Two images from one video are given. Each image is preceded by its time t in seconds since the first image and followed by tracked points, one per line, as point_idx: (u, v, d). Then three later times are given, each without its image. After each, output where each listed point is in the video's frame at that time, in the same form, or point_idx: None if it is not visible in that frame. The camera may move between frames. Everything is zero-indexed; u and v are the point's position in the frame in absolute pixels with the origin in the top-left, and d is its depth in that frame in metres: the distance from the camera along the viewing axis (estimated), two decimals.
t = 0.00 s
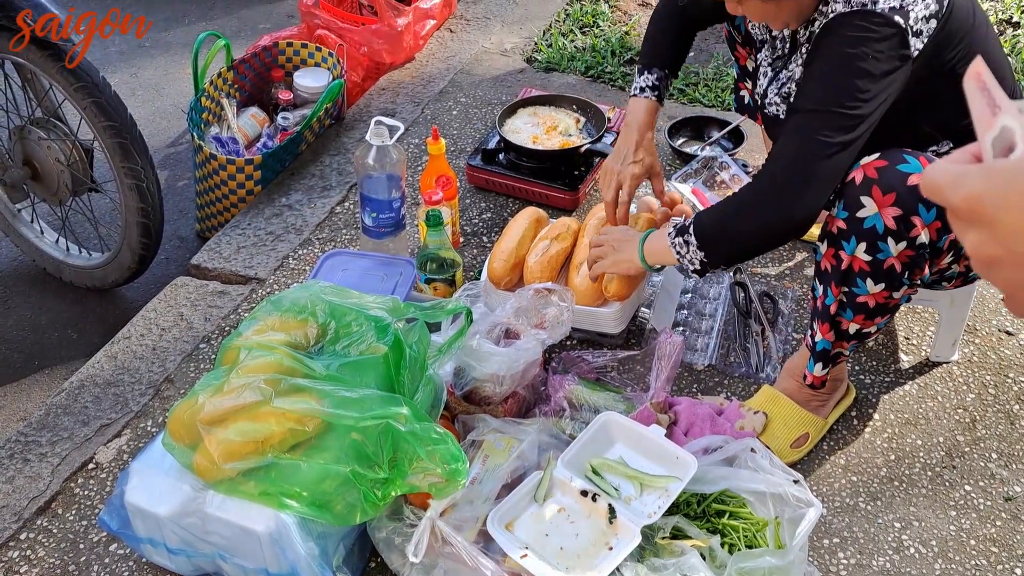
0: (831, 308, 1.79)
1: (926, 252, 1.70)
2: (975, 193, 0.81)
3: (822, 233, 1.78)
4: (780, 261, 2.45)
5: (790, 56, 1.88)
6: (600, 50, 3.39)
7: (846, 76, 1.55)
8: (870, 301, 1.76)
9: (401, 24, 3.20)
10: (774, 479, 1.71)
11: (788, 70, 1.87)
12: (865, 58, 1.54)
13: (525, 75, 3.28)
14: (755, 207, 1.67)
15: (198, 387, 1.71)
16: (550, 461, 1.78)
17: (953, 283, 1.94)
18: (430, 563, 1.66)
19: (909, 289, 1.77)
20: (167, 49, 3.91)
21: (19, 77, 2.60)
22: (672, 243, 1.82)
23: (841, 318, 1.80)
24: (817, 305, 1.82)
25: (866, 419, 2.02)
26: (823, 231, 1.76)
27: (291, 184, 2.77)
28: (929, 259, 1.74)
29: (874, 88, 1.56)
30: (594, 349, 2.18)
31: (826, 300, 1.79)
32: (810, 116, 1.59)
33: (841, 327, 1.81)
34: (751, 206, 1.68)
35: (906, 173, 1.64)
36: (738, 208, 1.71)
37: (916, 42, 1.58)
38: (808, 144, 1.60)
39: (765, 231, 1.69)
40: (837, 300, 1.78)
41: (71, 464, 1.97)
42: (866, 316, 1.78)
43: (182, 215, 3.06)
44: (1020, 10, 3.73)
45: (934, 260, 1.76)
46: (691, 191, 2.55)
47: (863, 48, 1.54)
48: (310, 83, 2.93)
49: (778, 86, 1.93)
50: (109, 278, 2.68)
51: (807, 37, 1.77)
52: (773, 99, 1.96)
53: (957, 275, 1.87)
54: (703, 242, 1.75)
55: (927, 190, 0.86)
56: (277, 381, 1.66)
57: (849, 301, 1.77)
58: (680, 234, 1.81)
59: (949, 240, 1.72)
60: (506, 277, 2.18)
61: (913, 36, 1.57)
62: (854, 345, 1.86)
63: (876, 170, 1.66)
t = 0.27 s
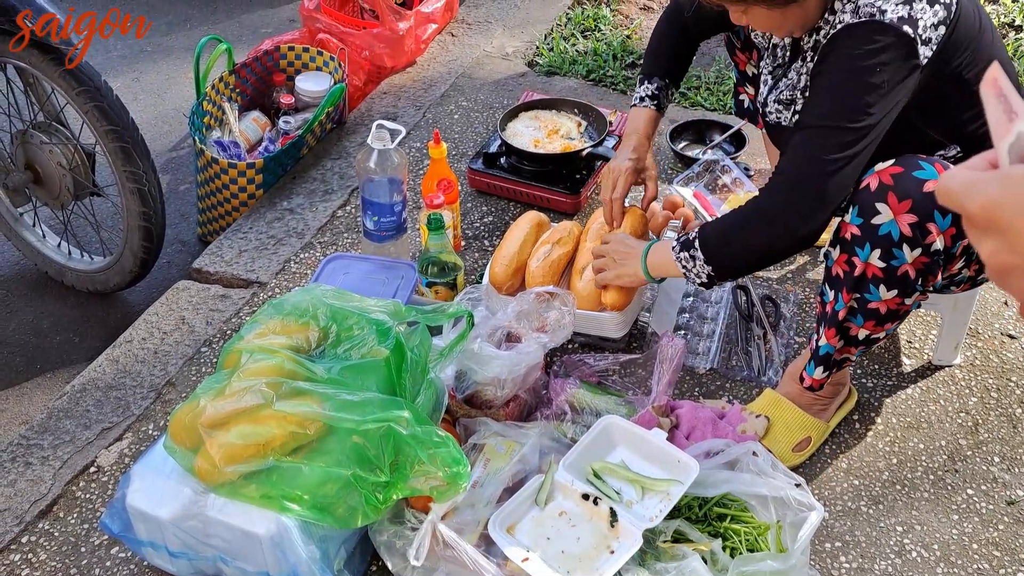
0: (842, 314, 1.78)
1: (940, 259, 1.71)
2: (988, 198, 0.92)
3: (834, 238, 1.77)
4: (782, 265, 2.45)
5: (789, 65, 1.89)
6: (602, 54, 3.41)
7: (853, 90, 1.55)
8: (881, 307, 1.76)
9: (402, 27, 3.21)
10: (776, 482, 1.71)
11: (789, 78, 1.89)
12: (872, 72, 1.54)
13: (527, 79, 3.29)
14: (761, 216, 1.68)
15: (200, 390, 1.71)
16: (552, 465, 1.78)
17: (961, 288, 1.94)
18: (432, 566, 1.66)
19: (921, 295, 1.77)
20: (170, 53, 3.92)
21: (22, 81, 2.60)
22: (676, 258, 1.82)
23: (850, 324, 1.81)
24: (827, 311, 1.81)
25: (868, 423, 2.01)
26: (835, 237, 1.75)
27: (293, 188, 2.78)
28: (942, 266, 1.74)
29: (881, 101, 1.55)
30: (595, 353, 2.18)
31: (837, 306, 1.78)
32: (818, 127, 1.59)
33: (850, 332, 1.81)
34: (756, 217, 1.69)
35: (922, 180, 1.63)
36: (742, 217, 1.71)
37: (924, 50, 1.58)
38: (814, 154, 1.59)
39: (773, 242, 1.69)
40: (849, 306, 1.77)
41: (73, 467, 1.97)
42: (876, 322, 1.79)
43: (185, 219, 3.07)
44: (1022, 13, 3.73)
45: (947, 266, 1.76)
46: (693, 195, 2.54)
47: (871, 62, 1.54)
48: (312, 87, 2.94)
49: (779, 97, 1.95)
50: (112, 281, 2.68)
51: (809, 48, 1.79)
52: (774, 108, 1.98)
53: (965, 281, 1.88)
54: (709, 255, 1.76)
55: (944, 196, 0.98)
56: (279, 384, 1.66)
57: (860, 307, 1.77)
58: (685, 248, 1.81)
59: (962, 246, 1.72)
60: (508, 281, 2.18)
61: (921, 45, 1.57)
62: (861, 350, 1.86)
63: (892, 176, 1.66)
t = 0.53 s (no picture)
0: (859, 317, 1.77)
1: (962, 264, 1.70)
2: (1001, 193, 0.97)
3: (853, 240, 1.76)
4: (789, 265, 2.44)
5: (829, 38, 1.82)
6: (607, 54, 3.41)
7: (898, 69, 1.55)
8: (900, 310, 1.75)
9: (408, 28, 3.21)
10: (782, 483, 1.71)
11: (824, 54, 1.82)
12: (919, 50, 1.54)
13: (533, 79, 3.28)
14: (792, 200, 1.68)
15: (206, 391, 1.72)
16: (557, 465, 1.78)
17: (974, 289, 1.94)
18: (438, 566, 1.66)
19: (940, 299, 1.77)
20: (177, 54, 3.93)
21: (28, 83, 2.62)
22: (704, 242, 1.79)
23: (867, 327, 1.79)
24: (843, 313, 1.80)
25: (876, 423, 2.01)
26: (855, 238, 1.74)
27: (300, 189, 2.78)
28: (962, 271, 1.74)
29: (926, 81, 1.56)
30: (601, 353, 2.18)
31: (855, 308, 1.77)
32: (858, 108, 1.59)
33: (866, 335, 1.80)
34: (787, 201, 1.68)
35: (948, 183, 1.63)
36: (772, 200, 1.71)
37: (970, 33, 1.58)
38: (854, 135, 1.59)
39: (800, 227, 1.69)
40: (867, 308, 1.76)
41: (81, 467, 1.98)
42: (893, 325, 1.78)
43: (191, 220, 3.08)
44: None
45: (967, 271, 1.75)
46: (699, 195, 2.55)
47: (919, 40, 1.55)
48: (318, 88, 2.94)
49: (813, 71, 1.86)
50: (119, 282, 2.69)
51: (848, 21, 1.73)
52: (806, 83, 1.90)
53: (979, 284, 1.88)
54: (744, 238, 1.73)
55: (960, 191, 1.03)
56: (285, 385, 1.66)
57: (877, 310, 1.76)
58: (715, 230, 1.77)
59: (982, 252, 1.72)
60: (514, 282, 2.19)
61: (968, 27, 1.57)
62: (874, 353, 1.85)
63: (917, 179, 1.65)
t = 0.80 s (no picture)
0: (877, 326, 1.77)
1: (984, 279, 1.71)
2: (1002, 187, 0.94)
3: (875, 249, 1.76)
4: (791, 266, 2.44)
5: (865, 18, 1.74)
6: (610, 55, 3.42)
7: (938, 63, 1.53)
8: (917, 321, 1.76)
9: (411, 29, 3.22)
10: (784, 484, 1.71)
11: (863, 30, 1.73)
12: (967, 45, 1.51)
13: (535, 80, 3.29)
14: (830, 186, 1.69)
15: (209, 390, 1.72)
16: (559, 466, 1.78)
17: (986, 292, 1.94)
18: (439, 567, 1.66)
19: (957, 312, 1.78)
20: (180, 54, 3.94)
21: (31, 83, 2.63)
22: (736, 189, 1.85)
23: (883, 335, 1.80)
24: (860, 321, 1.81)
25: (877, 425, 2.01)
26: (877, 248, 1.74)
27: (302, 189, 2.79)
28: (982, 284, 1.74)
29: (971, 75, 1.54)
30: (603, 354, 2.18)
31: (873, 317, 1.78)
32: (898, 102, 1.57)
33: (881, 344, 1.81)
34: (825, 185, 1.69)
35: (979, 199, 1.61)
36: (810, 178, 1.72)
37: (1012, 27, 1.60)
38: (895, 131, 1.59)
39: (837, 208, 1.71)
40: (885, 318, 1.77)
41: (82, 467, 1.98)
42: (908, 335, 1.79)
43: (193, 220, 3.08)
44: None
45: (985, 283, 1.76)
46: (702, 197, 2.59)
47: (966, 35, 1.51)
48: (321, 88, 2.94)
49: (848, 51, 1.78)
50: (121, 282, 2.70)
51: None
52: (840, 64, 1.80)
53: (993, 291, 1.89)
54: (778, 197, 1.78)
55: (956, 190, 1.00)
56: (287, 384, 1.67)
57: (894, 320, 1.77)
58: (750, 182, 1.81)
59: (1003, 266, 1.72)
60: (516, 282, 2.19)
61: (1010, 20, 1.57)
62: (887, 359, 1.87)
63: (946, 193, 1.64)
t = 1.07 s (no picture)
0: (875, 323, 1.78)
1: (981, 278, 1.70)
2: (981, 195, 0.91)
3: (874, 246, 1.77)
4: (789, 264, 2.45)
5: None
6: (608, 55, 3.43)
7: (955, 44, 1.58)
8: (914, 318, 1.77)
9: (409, 30, 3.22)
10: (782, 481, 1.71)
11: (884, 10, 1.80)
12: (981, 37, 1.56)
13: (533, 80, 3.29)
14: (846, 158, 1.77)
15: (208, 390, 1.73)
16: (558, 464, 1.78)
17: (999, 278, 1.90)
18: (440, 566, 1.66)
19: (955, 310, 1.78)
20: (178, 56, 3.94)
21: (30, 85, 2.63)
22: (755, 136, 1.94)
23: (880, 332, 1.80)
24: (858, 317, 1.81)
25: (875, 421, 2.02)
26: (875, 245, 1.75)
27: (301, 190, 2.79)
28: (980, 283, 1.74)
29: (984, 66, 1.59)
30: (602, 353, 2.19)
31: (871, 313, 1.78)
32: (910, 86, 1.64)
33: (878, 341, 1.81)
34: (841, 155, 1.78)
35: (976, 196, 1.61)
36: (827, 145, 1.80)
37: None
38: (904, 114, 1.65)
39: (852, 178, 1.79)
40: (882, 315, 1.77)
41: (82, 468, 1.98)
42: (905, 332, 1.79)
43: (193, 221, 3.09)
44: None
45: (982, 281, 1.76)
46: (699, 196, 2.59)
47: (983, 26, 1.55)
48: (319, 89, 2.95)
49: (868, 31, 1.84)
50: (121, 283, 2.70)
51: None
52: (859, 43, 1.87)
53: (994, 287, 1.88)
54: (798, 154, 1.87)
55: (928, 201, 0.98)
56: (287, 384, 1.67)
57: (892, 317, 1.77)
58: (773, 133, 1.90)
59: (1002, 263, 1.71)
60: (514, 282, 2.19)
61: None
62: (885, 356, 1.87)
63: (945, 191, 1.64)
